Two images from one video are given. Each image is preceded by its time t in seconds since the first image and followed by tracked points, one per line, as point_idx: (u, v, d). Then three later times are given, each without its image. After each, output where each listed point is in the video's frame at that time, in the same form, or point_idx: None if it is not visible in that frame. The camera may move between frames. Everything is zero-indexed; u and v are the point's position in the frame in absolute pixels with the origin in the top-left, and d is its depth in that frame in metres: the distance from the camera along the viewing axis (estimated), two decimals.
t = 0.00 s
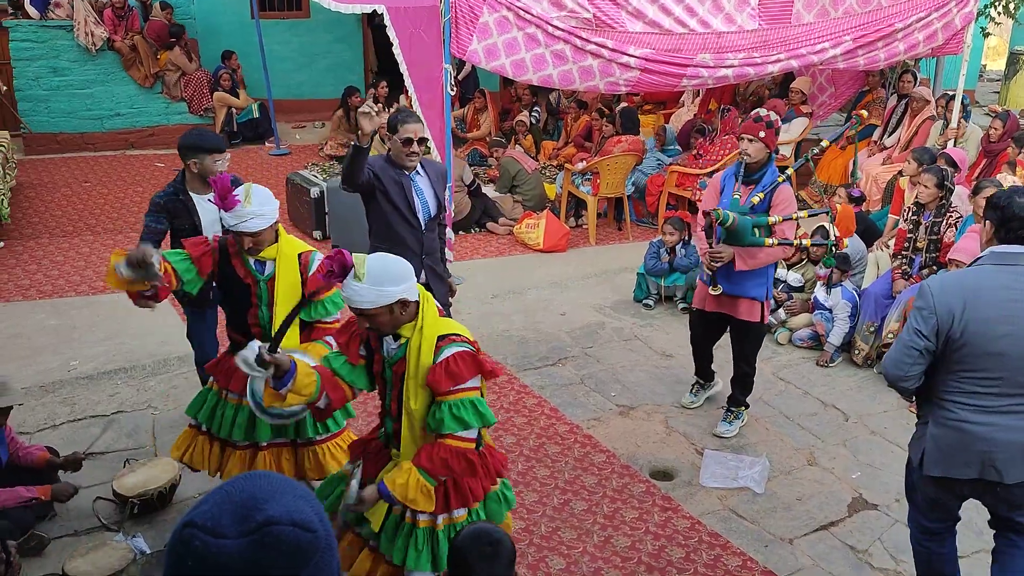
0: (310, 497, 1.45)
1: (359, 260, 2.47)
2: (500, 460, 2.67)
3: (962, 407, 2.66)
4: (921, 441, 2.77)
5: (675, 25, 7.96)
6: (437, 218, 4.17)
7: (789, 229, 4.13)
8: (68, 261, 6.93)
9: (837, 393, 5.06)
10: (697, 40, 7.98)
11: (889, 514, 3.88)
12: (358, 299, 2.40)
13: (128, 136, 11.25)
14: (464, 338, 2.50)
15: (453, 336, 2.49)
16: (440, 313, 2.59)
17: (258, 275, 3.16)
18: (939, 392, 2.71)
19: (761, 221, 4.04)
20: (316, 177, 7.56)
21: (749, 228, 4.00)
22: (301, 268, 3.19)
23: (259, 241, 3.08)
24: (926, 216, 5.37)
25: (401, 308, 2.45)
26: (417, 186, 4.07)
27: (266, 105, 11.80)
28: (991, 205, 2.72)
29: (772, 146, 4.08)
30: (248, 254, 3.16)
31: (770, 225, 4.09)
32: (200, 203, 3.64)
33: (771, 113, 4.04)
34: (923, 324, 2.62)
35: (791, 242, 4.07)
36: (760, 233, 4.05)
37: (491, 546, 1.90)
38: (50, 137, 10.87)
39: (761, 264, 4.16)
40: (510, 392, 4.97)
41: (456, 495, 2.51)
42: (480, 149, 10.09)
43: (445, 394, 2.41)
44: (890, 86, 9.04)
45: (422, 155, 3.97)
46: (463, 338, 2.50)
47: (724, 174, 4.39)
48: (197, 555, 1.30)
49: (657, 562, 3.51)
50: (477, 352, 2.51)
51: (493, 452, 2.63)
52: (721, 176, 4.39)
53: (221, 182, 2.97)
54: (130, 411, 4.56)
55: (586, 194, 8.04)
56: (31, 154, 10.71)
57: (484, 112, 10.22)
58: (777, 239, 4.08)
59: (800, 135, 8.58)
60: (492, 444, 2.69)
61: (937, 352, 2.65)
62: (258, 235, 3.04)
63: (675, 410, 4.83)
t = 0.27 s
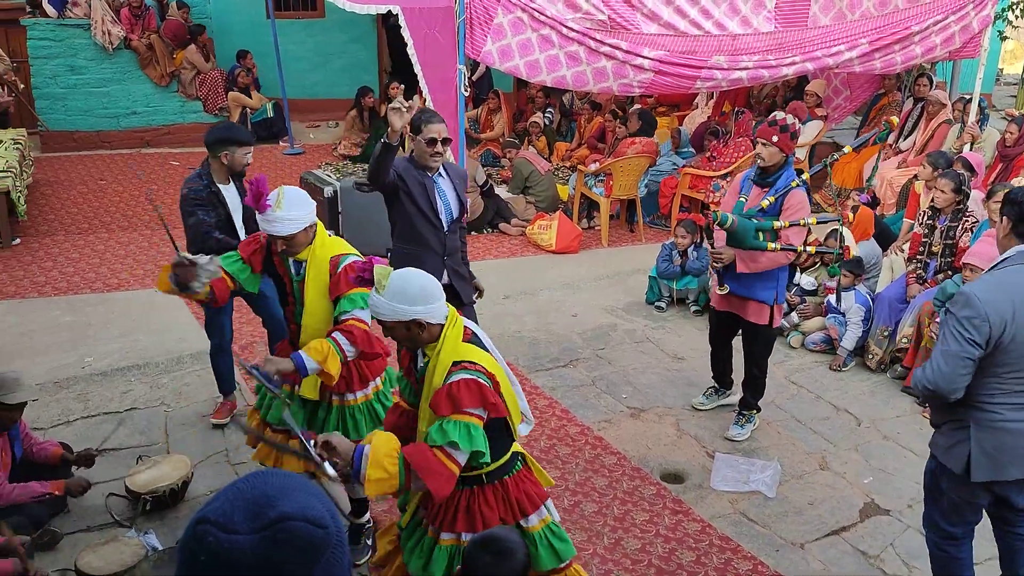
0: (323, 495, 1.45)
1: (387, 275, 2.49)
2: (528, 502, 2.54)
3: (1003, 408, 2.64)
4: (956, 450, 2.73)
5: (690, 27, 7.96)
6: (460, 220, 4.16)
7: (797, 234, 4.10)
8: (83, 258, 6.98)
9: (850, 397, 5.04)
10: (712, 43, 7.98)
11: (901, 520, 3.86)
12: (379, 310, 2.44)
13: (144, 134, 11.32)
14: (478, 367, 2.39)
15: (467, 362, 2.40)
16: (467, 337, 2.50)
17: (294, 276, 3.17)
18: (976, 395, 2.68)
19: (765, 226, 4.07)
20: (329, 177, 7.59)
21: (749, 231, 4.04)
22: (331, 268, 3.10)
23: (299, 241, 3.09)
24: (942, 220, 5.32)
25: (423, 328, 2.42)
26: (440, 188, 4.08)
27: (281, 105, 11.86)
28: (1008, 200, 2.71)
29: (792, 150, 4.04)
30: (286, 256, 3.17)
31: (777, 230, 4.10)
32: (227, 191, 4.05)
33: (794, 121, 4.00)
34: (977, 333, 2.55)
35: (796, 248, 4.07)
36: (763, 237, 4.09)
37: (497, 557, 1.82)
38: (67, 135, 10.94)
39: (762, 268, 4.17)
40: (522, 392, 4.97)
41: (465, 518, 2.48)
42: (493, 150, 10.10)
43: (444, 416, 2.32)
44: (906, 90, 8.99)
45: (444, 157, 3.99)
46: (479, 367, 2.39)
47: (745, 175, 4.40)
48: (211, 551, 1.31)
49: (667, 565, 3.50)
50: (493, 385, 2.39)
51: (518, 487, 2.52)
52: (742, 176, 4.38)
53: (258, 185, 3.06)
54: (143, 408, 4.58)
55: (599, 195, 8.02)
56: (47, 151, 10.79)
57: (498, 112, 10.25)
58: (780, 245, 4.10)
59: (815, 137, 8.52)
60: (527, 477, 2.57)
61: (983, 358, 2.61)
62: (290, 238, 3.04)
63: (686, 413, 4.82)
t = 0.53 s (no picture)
0: (342, 497, 1.45)
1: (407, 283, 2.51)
2: (549, 522, 2.49)
3: None
4: (1011, 456, 2.66)
5: (711, 30, 7.93)
6: (501, 225, 4.11)
7: (800, 237, 4.04)
8: (103, 255, 7.03)
9: (869, 404, 5.00)
10: (733, 46, 7.94)
11: (920, 529, 3.82)
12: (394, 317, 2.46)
13: (165, 132, 11.40)
14: (478, 387, 2.35)
15: (467, 379, 2.38)
16: (478, 351, 2.46)
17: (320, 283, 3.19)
18: None
19: (767, 226, 4.03)
20: (348, 177, 7.61)
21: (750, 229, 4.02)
22: (352, 274, 3.08)
23: (326, 248, 3.08)
24: (964, 227, 5.29)
25: (438, 335, 2.42)
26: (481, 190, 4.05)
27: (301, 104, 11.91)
28: None
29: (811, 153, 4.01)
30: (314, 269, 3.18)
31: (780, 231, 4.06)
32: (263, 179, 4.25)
33: (812, 124, 3.98)
34: None
35: (797, 250, 4.02)
36: (765, 236, 4.06)
37: (514, 572, 1.81)
38: (89, 133, 11.04)
39: (762, 266, 4.15)
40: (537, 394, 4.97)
41: (482, 528, 2.51)
42: (511, 151, 10.11)
43: (442, 433, 2.35)
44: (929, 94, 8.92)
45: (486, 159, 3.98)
46: (480, 385, 2.36)
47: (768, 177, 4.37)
48: (232, 552, 1.31)
49: (682, 571, 3.49)
50: (493, 407, 2.34)
51: (538, 505, 2.48)
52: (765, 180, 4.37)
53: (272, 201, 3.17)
54: (161, 404, 4.61)
55: (617, 198, 8.01)
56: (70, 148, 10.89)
57: (517, 113, 10.26)
58: (780, 245, 4.05)
59: (836, 141, 8.46)
60: (552, 495, 2.52)
61: None
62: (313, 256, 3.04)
63: (703, 417, 4.80)
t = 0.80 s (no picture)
0: (356, 514, 1.46)
1: (428, 327, 2.44)
2: (577, 552, 2.47)
3: None
4: None
5: (735, 35, 7.86)
6: (540, 234, 4.04)
7: (801, 237, 4.01)
8: (126, 253, 7.10)
9: (889, 414, 4.95)
10: (756, 51, 7.90)
11: (940, 542, 3.78)
12: (417, 364, 2.37)
13: (189, 131, 11.49)
14: (494, 423, 2.28)
15: (483, 416, 2.30)
16: (494, 392, 2.39)
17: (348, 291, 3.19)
18: None
19: (770, 225, 4.04)
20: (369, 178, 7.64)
21: (752, 226, 4.03)
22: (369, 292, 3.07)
23: (345, 263, 3.07)
24: (990, 235, 5.25)
25: (457, 381, 2.35)
26: (522, 198, 4.00)
27: (323, 105, 11.98)
28: None
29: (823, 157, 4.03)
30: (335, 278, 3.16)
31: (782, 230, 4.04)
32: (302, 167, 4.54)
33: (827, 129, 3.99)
34: None
35: (795, 250, 4.00)
36: (766, 235, 4.07)
37: None
38: (114, 131, 11.16)
39: (761, 264, 4.13)
40: (555, 399, 4.96)
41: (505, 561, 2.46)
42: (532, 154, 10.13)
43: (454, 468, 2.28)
44: (954, 101, 8.84)
45: (525, 167, 3.92)
46: (496, 422, 2.29)
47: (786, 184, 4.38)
48: (246, 569, 1.32)
49: None
50: (510, 442, 2.27)
51: (565, 538, 2.45)
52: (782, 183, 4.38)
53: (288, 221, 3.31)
54: (181, 403, 4.65)
55: (637, 202, 7.99)
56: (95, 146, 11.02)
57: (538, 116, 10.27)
58: (779, 243, 4.04)
59: (857, 147, 8.44)
60: (577, 527, 2.49)
61: None
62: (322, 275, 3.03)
63: (720, 425, 4.77)
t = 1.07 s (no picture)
0: (362, 531, 1.58)
1: (437, 390, 2.58)
2: None
3: None
4: None
5: (760, 39, 7.85)
6: (560, 237, 4.02)
7: (799, 235, 4.04)
8: (149, 250, 7.16)
9: (910, 422, 4.90)
10: (779, 55, 7.89)
11: (960, 554, 3.74)
12: (428, 425, 2.54)
13: (213, 129, 11.57)
14: (507, 492, 2.43)
15: (495, 484, 2.46)
16: (504, 454, 2.53)
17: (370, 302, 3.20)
18: None
19: (771, 221, 4.06)
20: (390, 178, 7.67)
21: (754, 221, 4.06)
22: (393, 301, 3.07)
23: (362, 276, 3.07)
24: (1015, 244, 5.18)
25: (467, 444, 2.51)
26: (545, 201, 4.00)
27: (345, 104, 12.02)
28: None
29: (833, 161, 4.07)
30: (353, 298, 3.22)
31: (782, 228, 4.07)
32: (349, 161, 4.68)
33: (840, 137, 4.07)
34: None
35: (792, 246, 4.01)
36: (767, 232, 4.08)
37: None
38: (140, 128, 11.28)
39: (761, 260, 4.17)
40: (572, 402, 4.96)
41: None
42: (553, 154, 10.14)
43: (478, 535, 2.49)
44: (982, 106, 8.75)
45: (551, 172, 3.89)
46: (508, 490, 2.44)
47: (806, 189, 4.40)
48: None
49: None
50: (521, 508, 2.42)
51: None
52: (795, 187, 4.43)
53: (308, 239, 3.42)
54: (201, 401, 4.69)
55: (658, 205, 7.98)
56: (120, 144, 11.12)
57: (560, 117, 10.28)
58: (778, 240, 4.06)
59: (880, 152, 8.42)
60: None
61: None
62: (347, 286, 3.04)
63: (738, 431, 4.75)
